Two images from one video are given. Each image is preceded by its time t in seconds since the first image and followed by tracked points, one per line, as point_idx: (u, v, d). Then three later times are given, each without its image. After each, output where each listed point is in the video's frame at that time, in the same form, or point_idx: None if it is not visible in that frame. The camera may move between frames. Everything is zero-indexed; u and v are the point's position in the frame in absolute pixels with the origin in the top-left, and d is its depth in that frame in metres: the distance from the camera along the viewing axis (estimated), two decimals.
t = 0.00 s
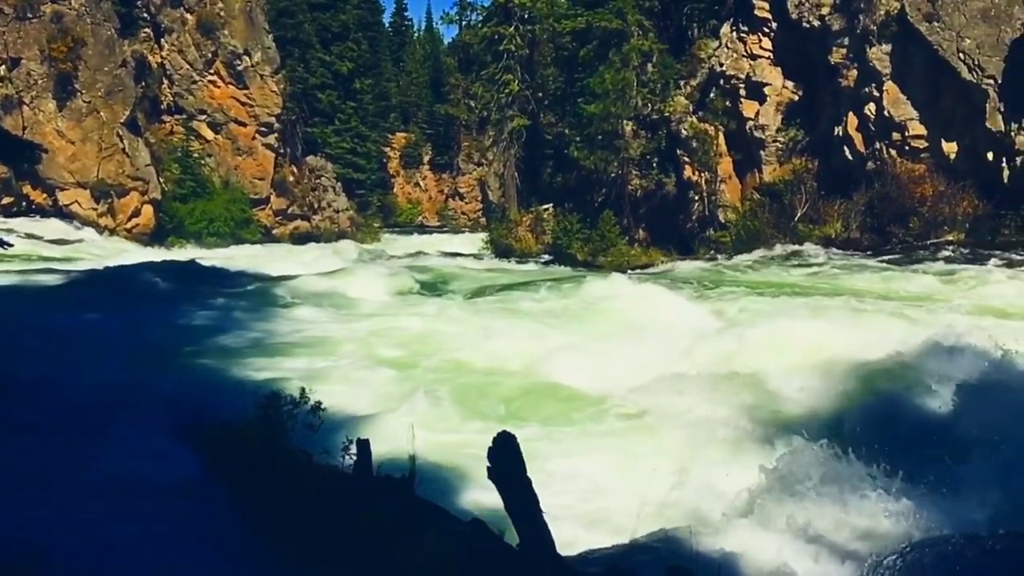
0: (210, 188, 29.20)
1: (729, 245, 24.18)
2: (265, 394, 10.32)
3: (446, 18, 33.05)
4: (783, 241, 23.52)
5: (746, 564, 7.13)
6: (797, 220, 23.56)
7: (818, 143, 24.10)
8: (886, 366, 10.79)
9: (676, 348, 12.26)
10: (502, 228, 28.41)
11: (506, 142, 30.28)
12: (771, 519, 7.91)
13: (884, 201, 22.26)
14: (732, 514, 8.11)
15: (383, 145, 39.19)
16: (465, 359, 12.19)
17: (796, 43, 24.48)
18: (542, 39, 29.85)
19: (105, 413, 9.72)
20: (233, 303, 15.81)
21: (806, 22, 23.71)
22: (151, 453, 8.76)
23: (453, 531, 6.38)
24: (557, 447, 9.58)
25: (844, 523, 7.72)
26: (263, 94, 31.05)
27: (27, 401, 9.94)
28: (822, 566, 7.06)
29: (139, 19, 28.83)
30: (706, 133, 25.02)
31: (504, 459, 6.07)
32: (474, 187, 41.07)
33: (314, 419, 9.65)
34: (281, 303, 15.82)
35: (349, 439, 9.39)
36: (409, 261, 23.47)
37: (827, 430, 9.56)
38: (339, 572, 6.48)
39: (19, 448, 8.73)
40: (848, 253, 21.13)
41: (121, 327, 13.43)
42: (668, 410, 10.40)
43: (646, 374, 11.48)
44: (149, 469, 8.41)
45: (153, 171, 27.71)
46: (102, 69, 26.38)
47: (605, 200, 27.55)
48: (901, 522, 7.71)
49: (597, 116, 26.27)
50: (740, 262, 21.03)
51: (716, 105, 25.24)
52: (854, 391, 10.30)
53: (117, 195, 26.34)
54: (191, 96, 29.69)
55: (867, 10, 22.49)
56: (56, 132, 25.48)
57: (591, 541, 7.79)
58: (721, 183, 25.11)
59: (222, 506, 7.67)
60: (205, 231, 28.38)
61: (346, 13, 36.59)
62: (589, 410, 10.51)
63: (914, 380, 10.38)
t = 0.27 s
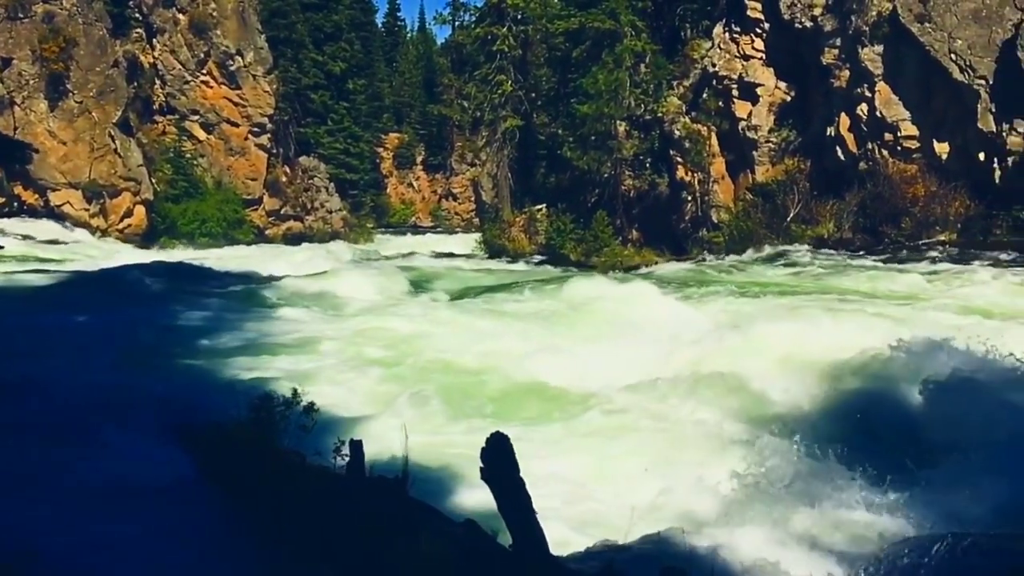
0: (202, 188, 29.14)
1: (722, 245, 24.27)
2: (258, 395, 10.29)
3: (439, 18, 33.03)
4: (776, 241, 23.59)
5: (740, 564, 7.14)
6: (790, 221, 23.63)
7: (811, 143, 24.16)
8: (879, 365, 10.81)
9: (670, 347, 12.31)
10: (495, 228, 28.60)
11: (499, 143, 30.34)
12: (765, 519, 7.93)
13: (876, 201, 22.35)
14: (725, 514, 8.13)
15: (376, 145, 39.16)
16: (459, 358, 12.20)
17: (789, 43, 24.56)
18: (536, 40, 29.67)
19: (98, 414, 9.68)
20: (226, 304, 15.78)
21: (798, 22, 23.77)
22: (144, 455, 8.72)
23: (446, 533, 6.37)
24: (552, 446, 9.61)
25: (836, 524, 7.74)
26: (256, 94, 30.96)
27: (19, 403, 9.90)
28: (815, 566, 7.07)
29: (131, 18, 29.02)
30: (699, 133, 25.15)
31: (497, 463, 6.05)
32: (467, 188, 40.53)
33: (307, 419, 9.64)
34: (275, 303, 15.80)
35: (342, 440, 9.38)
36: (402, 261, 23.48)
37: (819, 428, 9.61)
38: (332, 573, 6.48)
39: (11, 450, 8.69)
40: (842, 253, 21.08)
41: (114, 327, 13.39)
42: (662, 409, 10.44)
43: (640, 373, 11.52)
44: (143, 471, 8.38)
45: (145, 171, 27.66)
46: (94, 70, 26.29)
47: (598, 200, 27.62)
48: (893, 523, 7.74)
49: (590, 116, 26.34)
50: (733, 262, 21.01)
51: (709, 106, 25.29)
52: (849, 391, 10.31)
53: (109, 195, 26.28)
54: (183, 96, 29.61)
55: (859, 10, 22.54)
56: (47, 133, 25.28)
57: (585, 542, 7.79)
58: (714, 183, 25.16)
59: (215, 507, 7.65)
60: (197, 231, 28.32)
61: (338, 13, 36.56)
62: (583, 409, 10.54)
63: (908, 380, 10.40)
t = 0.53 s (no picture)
0: (195, 189, 29.04)
1: (716, 245, 24.30)
2: (251, 397, 10.25)
3: (433, 19, 33.01)
4: (769, 241, 23.63)
5: (734, 564, 7.14)
6: (783, 221, 23.64)
7: (804, 144, 24.16)
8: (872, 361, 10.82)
9: (663, 347, 12.33)
10: (489, 229, 28.61)
11: (493, 143, 30.34)
12: (759, 519, 7.93)
13: (869, 201, 22.40)
14: (718, 515, 8.12)
15: (369, 145, 39.12)
16: (450, 358, 12.19)
17: (782, 44, 24.64)
18: (529, 40, 29.64)
19: (90, 416, 9.63)
20: (219, 304, 15.72)
21: (791, 23, 23.89)
22: (136, 457, 8.69)
23: (439, 533, 6.36)
24: (546, 446, 9.61)
25: (830, 524, 7.75)
26: (249, 94, 30.94)
27: (11, 404, 9.85)
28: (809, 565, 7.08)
29: (124, 19, 28.78)
30: (692, 134, 25.10)
31: (490, 463, 6.05)
32: (461, 188, 40.86)
33: (300, 421, 9.61)
34: (267, 303, 15.76)
35: (335, 442, 9.35)
36: (396, 262, 23.47)
37: (810, 429, 9.62)
38: None
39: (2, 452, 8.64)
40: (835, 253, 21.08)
41: (106, 328, 13.34)
42: (655, 408, 10.45)
43: (634, 372, 11.53)
44: (134, 473, 8.35)
45: (138, 172, 27.58)
46: (87, 70, 26.17)
47: (592, 201, 27.59)
48: (886, 523, 7.75)
49: (584, 117, 26.33)
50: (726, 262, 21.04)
51: (703, 106, 25.33)
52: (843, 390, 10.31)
53: (102, 196, 26.19)
54: (176, 96, 29.54)
55: (852, 11, 22.63)
56: (40, 133, 25.25)
57: (578, 542, 7.78)
58: (707, 184, 25.22)
59: (206, 510, 7.61)
60: (190, 232, 28.23)
61: (332, 14, 36.51)
62: (576, 408, 10.53)
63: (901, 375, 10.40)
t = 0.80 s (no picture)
0: (190, 189, 28.94)
1: (710, 245, 24.36)
2: (246, 397, 10.21)
3: (428, 19, 32.96)
4: (764, 241, 23.66)
5: (731, 565, 7.13)
6: (778, 221, 23.65)
7: (800, 144, 24.16)
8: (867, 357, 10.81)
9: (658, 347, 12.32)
10: (484, 229, 28.58)
11: (488, 143, 30.33)
12: (754, 519, 7.92)
13: (863, 201, 22.42)
14: (714, 515, 8.11)
15: (365, 145, 39.05)
16: (445, 358, 12.16)
17: (776, 45, 24.67)
18: (524, 40, 29.61)
19: (84, 417, 9.59)
20: (214, 305, 15.68)
21: (785, 24, 23.87)
22: (130, 459, 8.64)
23: (435, 534, 6.34)
24: (541, 447, 9.59)
25: (826, 523, 7.75)
26: (244, 95, 30.87)
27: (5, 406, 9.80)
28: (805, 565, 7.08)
29: (117, 19, 29.09)
30: (687, 134, 25.19)
31: (485, 463, 6.06)
32: (456, 189, 40.62)
33: (294, 421, 9.58)
34: (262, 304, 15.71)
35: (330, 442, 9.33)
36: (391, 262, 23.44)
37: (804, 427, 9.63)
38: None
39: None
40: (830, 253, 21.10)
41: (100, 329, 13.29)
42: (650, 408, 10.43)
43: (629, 372, 11.51)
44: (128, 474, 8.29)
45: (132, 172, 27.53)
46: (81, 70, 26.05)
47: (587, 201, 27.59)
48: (882, 523, 7.75)
49: (579, 116, 26.29)
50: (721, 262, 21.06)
51: (698, 106, 25.44)
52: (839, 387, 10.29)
53: (96, 196, 26.12)
54: (171, 97, 29.43)
55: (847, 11, 22.65)
56: (33, 134, 25.19)
57: (576, 543, 7.76)
58: (702, 184, 25.27)
59: (200, 511, 7.57)
60: (184, 232, 28.14)
61: (326, 14, 36.41)
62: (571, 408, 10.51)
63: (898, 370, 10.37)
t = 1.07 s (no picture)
0: (185, 190, 28.96)
1: (706, 246, 24.41)
2: (240, 399, 10.19)
3: (424, 20, 32.97)
4: (760, 242, 23.70)
5: (727, 566, 7.13)
6: (774, 222, 23.73)
7: (795, 145, 24.20)
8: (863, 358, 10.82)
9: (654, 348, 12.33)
10: (480, 230, 28.56)
11: (484, 144, 30.34)
12: (750, 519, 7.92)
13: (859, 202, 22.46)
14: (710, 514, 8.11)
15: (360, 146, 39.02)
16: (441, 358, 12.15)
17: (772, 45, 24.73)
18: (520, 41, 29.64)
19: (79, 418, 9.55)
20: (209, 306, 15.65)
21: (781, 24, 23.93)
22: (124, 459, 8.62)
23: (431, 534, 6.32)
24: (537, 447, 9.59)
25: (821, 525, 7.75)
26: (239, 96, 30.85)
27: None
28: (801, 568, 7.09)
29: (113, 19, 28.59)
30: (683, 134, 25.10)
31: (482, 464, 6.06)
32: (452, 189, 40.48)
33: (289, 422, 9.56)
34: (257, 305, 15.67)
35: (325, 444, 9.31)
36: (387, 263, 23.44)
37: (800, 425, 9.62)
38: None
39: None
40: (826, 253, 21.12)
41: (96, 330, 13.27)
42: (647, 409, 10.43)
43: (625, 373, 11.50)
44: (123, 476, 8.27)
45: (127, 173, 27.52)
46: (76, 71, 26.02)
47: (583, 201, 27.61)
48: (878, 523, 7.76)
49: (575, 117, 26.30)
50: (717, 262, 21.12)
51: (693, 107, 25.36)
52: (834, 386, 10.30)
53: (91, 197, 26.04)
54: (166, 97, 29.45)
55: (841, 12, 22.70)
56: (28, 134, 25.14)
57: (571, 545, 7.75)
58: (698, 185, 25.25)
59: (195, 514, 7.55)
60: (180, 233, 28.18)
61: (322, 14, 36.36)
62: (567, 408, 10.52)
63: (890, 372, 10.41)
